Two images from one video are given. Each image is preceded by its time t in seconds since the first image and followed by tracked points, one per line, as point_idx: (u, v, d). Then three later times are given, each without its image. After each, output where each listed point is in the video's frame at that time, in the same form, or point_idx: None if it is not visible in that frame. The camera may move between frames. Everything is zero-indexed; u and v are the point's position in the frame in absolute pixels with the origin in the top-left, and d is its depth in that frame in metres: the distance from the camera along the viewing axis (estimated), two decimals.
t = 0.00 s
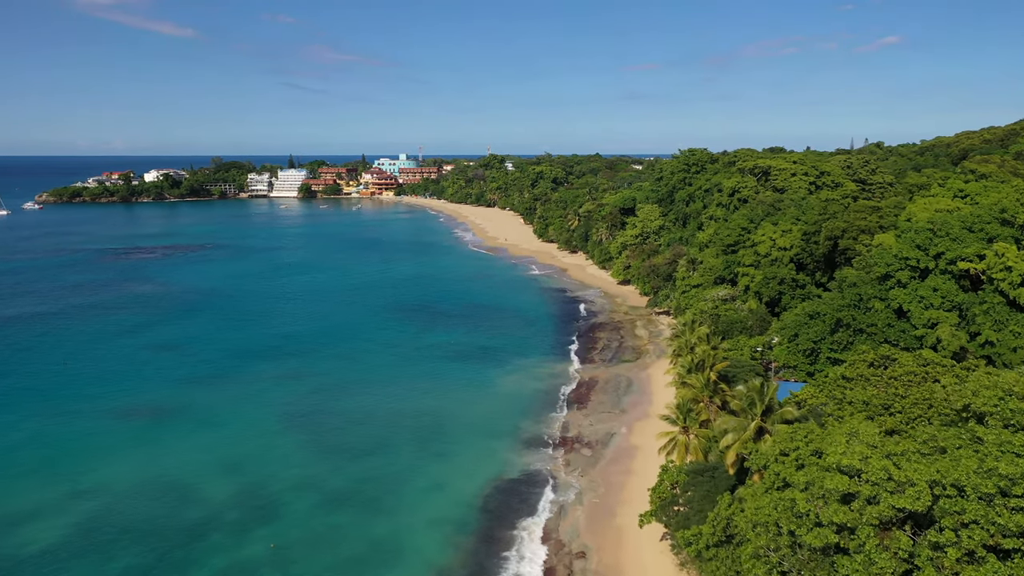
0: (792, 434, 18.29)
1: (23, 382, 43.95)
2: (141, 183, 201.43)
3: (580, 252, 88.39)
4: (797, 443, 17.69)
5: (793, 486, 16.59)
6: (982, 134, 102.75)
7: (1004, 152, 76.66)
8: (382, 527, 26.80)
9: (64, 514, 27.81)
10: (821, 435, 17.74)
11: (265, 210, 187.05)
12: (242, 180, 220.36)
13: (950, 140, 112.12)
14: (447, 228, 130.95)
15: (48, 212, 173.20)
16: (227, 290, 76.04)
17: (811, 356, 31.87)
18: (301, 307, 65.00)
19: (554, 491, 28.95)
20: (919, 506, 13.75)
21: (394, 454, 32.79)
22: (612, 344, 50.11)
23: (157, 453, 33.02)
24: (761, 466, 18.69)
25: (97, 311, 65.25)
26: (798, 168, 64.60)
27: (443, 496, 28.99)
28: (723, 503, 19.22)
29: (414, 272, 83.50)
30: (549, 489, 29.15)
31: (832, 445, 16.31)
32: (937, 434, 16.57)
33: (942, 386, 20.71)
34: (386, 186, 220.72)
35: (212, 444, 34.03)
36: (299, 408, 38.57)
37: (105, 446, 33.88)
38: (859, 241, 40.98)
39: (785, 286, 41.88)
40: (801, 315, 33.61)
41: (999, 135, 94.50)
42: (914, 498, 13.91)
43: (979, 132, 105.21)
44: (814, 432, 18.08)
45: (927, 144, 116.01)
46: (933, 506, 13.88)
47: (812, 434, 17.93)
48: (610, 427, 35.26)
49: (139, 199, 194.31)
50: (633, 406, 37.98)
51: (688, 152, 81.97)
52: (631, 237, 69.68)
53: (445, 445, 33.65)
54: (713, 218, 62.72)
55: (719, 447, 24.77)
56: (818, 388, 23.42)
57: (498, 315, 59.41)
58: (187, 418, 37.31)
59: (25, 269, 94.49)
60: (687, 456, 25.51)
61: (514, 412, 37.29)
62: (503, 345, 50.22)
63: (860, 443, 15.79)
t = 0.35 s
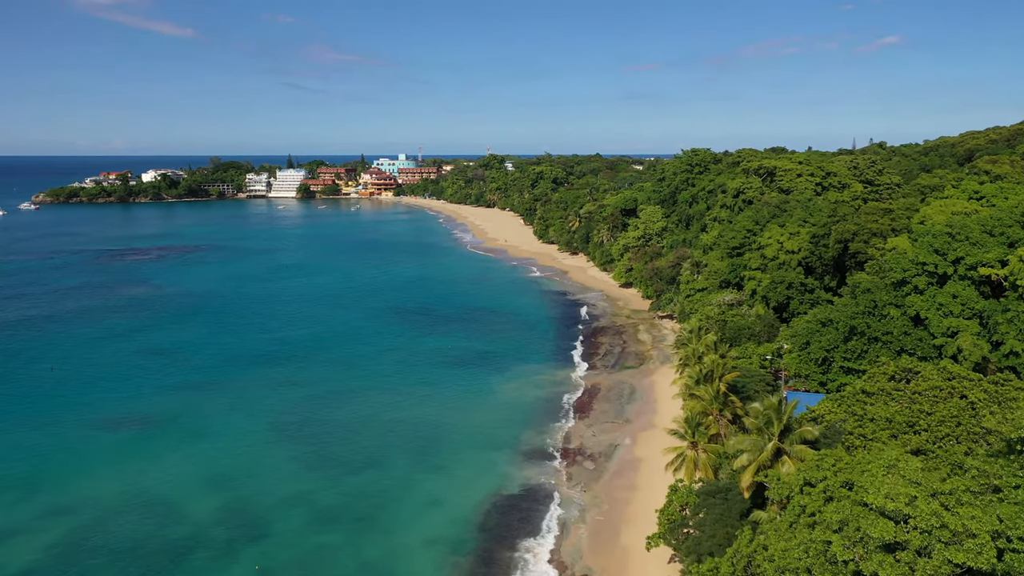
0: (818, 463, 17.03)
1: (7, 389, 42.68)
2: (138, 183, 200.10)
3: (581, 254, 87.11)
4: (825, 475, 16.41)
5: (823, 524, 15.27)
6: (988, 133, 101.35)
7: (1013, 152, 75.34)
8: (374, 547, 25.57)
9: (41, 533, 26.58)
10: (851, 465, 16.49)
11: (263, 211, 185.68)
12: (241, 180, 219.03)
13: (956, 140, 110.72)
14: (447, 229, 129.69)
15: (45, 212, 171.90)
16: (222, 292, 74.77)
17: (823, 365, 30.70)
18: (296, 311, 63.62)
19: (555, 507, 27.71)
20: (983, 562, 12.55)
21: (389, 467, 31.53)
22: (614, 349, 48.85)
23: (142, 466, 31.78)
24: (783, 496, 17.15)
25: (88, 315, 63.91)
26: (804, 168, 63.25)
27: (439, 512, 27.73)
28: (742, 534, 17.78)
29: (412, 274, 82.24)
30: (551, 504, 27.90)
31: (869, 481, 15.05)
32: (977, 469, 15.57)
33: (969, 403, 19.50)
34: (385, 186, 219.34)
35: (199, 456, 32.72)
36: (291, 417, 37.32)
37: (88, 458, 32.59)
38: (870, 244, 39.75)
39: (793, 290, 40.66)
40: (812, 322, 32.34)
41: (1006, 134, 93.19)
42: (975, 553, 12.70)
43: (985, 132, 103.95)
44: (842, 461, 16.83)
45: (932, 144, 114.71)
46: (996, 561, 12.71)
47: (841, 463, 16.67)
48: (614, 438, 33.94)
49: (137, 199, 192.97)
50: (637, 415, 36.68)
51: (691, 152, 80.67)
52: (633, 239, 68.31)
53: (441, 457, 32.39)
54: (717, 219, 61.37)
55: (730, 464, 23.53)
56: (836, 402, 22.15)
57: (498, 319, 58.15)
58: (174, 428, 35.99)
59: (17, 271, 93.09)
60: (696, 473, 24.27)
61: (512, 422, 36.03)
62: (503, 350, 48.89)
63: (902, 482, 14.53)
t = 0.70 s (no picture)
0: (847, 493, 15.70)
1: None
2: (136, 183, 199.03)
3: (582, 255, 85.90)
4: (855, 507, 15.15)
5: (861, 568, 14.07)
6: (993, 133, 100.19)
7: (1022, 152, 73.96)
8: (366, 566, 24.46)
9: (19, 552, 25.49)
10: (882, 495, 15.30)
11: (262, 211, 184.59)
12: (239, 180, 217.88)
13: (961, 140, 109.52)
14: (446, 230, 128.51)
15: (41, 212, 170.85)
16: (217, 295, 73.62)
17: (835, 374, 29.61)
18: (290, 314, 62.47)
19: (556, 523, 26.59)
20: None
21: (383, 480, 30.38)
22: (616, 354, 47.65)
23: (126, 479, 30.66)
24: (808, 528, 15.87)
25: (79, 318, 62.78)
26: (810, 169, 61.98)
27: (436, 529, 26.61)
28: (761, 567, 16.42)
29: (411, 277, 81.06)
30: (552, 521, 26.75)
31: (914, 523, 13.92)
32: None
33: (1000, 420, 18.27)
34: (384, 187, 218.04)
35: (184, 469, 31.58)
36: (282, 427, 36.18)
37: (70, 471, 31.46)
38: (881, 247, 38.53)
39: (801, 294, 39.50)
40: (824, 329, 31.11)
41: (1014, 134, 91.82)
42: None
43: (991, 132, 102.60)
44: (873, 489, 15.61)
45: (936, 144, 113.34)
46: None
47: (871, 493, 15.44)
48: (617, 449, 32.71)
49: (135, 199, 191.80)
50: (641, 425, 35.46)
51: (694, 153, 79.38)
52: (635, 241, 67.06)
53: (438, 469, 31.22)
54: (721, 221, 60.15)
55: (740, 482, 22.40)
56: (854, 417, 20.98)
57: (497, 323, 56.95)
58: (161, 438, 34.84)
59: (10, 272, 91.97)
60: (704, 490, 23.14)
61: (512, 431, 34.84)
62: (502, 356, 47.65)
63: (952, 526, 13.54)
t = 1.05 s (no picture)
0: (887, 535, 14.49)
1: None
2: (134, 183, 197.56)
3: (583, 257, 84.59)
4: (897, 552, 13.95)
5: None
6: (999, 133, 98.88)
7: None
8: None
9: None
10: (927, 538, 14.09)
11: (260, 211, 183.16)
12: (237, 180, 216.53)
13: (966, 140, 108.21)
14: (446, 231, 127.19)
15: (37, 213, 169.55)
16: (211, 298, 72.30)
17: (850, 386, 28.33)
18: (285, 318, 61.13)
19: (559, 543, 25.32)
20: None
21: (378, 495, 29.07)
22: (619, 360, 46.34)
23: (108, 495, 29.39)
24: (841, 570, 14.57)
25: (69, 322, 61.47)
26: (817, 170, 60.67)
27: (432, 550, 25.30)
28: None
29: (409, 279, 79.76)
30: (555, 541, 25.49)
31: None
32: None
33: None
34: (383, 187, 216.73)
35: (169, 485, 30.31)
36: (273, 438, 34.89)
37: (51, 486, 30.21)
38: (894, 251, 37.26)
39: (811, 300, 38.32)
40: (839, 338, 29.77)
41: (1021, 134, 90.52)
42: None
43: (997, 132, 101.27)
44: (914, 531, 14.39)
45: (941, 144, 112.00)
46: None
47: (914, 535, 14.23)
48: (621, 462, 31.39)
49: (132, 200, 190.32)
50: (646, 436, 34.13)
51: (697, 153, 78.04)
52: (637, 243, 65.71)
53: (435, 483, 29.88)
54: (726, 223, 58.87)
55: (754, 503, 21.13)
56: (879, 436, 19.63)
57: (497, 327, 55.66)
58: (147, 449, 33.58)
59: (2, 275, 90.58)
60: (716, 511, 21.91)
61: (511, 442, 33.53)
62: (501, 362, 46.33)
63: None
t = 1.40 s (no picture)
0: None
1: None
2: (132, 183, 196.40)
3: (584, 258, 83.37)
4: None
5: None
6: (1005, 133, 97.57)
7: None
8: None
9: None
10: None
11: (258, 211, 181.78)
12: (235, 180, 215.18)
13: (971, 140, 106.91)
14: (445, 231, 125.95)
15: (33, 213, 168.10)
16: (205, 301, 71.05)
17: (865, 397, 27.15)
18: (281, 322, 59.89)
19: (562, 564, 24.12)
20: None
21: (372, 510, 27.91)
22: (621, 366, 45.13)
23: (91, 512, 28.22)
24: None
25: (60, 327, 60.20)
26: (823, 170, 59.40)
27: (428, 571, 24.16)
28: None
29: (407, 281, 78.51)
30: (558, 561, 24.31)
31: None
32: None
33: None
34: (382, 187, 215.41)
35: (154, 499, 29.10)
36: (263, 449, 33.71)
37: (31, 501, 29.05)
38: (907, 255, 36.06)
39: (821, 305, 37.15)
40: (853, 346, 28.55)
41: None
42: None
43: (1002, 132, 100.12)
44: None
45: (945, 144, 110.79)
46: None
47: None
48: (626, 475, 30.18)
49: (129, 200, 188.99)
50: (650, 447, 32.92)
51: (700, 153, 76.84)
52: (639, 245, 64.38)
53: (431, 498, 28.70)
54: (730, 224, 57.65)
55: (769, 526, 19.92)
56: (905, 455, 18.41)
57: (496, 331, 54.44)
58: (133, 462, 32.42)
59: None
60: (728, 533, 20.76)
61: (511, 454, 32.34)
62: (500, 368, 45.11)
63: None
